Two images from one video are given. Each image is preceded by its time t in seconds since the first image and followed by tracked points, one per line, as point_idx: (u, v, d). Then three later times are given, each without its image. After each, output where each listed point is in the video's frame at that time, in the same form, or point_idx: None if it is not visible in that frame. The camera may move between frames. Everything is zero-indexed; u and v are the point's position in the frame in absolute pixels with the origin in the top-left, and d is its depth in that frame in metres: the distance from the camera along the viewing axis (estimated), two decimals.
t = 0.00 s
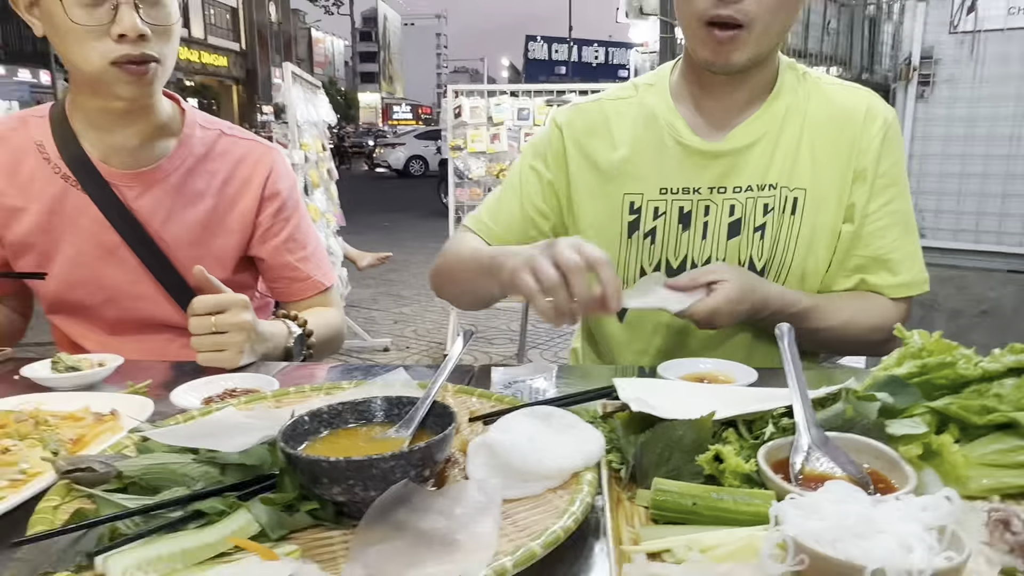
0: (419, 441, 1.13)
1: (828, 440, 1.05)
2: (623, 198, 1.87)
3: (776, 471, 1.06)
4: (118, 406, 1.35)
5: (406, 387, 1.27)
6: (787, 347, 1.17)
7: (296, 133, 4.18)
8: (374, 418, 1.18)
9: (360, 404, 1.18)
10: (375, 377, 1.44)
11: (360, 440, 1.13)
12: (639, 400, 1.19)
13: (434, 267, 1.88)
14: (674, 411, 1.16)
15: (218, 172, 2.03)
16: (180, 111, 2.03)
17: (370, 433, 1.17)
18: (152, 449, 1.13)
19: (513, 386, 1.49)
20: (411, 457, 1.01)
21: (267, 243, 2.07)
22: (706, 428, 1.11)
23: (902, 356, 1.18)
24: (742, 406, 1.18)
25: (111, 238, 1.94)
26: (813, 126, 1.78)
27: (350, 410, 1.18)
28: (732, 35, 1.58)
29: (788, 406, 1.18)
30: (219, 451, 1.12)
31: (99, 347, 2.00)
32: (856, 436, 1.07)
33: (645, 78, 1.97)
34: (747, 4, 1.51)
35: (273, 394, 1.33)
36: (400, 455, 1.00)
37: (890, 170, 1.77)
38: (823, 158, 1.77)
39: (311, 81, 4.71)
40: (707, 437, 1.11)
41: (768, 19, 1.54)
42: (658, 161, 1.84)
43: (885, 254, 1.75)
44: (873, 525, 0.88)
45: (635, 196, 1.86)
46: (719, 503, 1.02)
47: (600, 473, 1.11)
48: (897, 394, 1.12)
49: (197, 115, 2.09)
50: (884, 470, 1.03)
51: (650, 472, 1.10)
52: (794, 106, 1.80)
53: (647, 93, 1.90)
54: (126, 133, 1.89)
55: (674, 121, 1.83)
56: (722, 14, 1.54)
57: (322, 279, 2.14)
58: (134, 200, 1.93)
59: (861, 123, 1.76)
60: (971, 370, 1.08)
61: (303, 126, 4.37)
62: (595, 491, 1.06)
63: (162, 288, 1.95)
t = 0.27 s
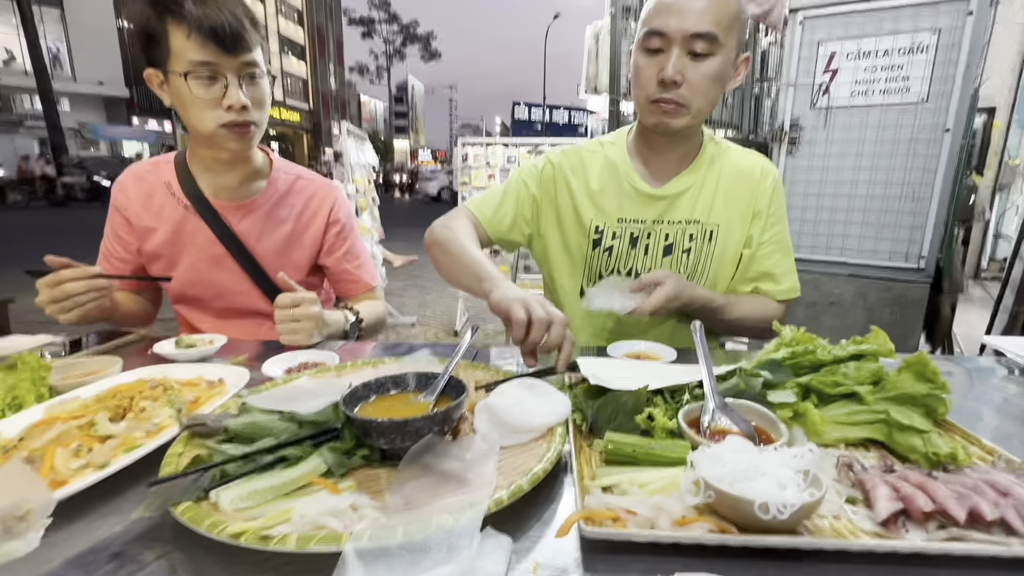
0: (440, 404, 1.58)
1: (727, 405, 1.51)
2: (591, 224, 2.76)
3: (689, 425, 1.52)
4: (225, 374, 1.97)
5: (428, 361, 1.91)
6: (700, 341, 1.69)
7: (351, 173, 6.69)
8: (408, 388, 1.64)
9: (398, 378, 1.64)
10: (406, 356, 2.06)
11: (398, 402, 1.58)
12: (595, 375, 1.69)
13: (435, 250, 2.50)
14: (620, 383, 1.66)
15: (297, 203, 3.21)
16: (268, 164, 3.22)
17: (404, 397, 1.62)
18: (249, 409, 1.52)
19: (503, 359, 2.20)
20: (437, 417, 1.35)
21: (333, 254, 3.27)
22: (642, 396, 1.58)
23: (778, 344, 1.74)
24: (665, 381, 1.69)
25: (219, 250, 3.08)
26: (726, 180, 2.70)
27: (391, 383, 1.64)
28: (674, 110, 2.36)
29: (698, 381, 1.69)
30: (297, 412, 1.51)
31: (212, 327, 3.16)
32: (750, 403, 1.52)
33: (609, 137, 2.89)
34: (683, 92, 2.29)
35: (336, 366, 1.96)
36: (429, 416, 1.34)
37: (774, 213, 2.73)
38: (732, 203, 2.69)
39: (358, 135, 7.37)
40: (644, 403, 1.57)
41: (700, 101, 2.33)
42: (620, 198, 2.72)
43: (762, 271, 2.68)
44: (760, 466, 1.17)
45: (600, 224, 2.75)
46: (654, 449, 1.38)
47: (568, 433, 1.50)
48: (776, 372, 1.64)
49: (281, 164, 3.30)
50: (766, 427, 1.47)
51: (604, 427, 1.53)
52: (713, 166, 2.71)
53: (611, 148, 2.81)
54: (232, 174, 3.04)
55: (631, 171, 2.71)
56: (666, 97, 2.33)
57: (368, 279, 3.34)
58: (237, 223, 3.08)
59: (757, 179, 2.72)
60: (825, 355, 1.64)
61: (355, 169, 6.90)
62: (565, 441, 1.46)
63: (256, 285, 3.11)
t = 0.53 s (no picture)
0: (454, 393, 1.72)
1: (717, 395, 1.65)
2: (588, 227, 2.92)
3: (682, 414, 1.66)
4: (255, 362, 2.14)
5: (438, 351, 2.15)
6: (692, 336, 1.84)
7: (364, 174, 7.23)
8: (425, 377, 1.79)
9: (415, 368, 1.79)
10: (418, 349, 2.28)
11: (415, 391, 1.72)
12: (596, 368, 1.84)
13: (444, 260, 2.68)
14: (619, 374, 1.81)
15: (320, 204, 3.37)
16: (293, 167, 3.38)
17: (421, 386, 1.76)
18: (279, 397, 1.64)
19: (508, 351, 2.44)
20: (452, 404, 1.49)
21: (351, 253, 3.45)
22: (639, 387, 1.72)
23: (764, 341, 1.88)
24: (660, 373, 1.84)
25: (247, 247, 3.24)
26: (711, 184, 2.83)
27: (408, 372, 1.78)
28: (663, 124, 2.51)
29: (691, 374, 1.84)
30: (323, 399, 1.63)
31: (239, 319, 3.33)
32: (738, 394, 1.66)
33: (605, 147, 3.07)
34: (671, 107, 2.45)
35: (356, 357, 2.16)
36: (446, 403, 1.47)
37: (758, 209, 2.82)
38: (716, 204, 2.82)
39: (372, 139, 7.87)
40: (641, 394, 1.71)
41: (687, 114, 2.49)
42: (614, 202, 2.88)
43: (749, 265, 2.74)
44: (746, 453, 1.28)
45: (597, 227, 2.90)
46: (650, 435, 1.51)
47: (570, 420, 1.64)
48: (761, 367, 1.78)
49: (305, 168, 3.46)
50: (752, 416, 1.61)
51: (604, 415, 1.67)
52: (699, 170, 2.86)
53: (607, 156, 2.97)
54: (260, 177, 3.19)
55: (624, 177, 2.86)
56: (656, 112, 2.48)
57: (384, 277, 3.52)
58: (265, 223, 3.23)
59: (740, 179, 2.84)
60: (805, 352, 1.78)
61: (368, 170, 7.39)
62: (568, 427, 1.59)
63: (281, 281, 3.28)
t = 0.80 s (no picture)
0: (432, 395, 1.67)
1: (700, 399, 1.61)
2: (571, 230, 2.93)
3: (665, 419, 1.62)
4: (231, 360, 2.08)
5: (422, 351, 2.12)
6: (677, 339, 1.80)
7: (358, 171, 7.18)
8: (402, 378, 1.74)
9: (392, 369, 1.74)
10: (403, 348, 2.23)
11: (392, 393, 1.67)
12: (579, 370, 1.80)
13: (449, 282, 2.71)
14: (602, 378, 1.77)
15: (309, 200, 3.32)
16: (282, 162, 3.32)
17: (398, 388, 1.71)
18: (251, 397, 1.59)
19: (495, 353, 2.40)
20: (428, 408, 1.44)
21: (338, 249, 3.40)
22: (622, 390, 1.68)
23: (751, 345, 1.83)
24: (644, 376, 1.80)
25: (231, 242, 3.17)
26: (694, 186, 2.79)
27: (385, 373, 1.73)
28: (638, 126, 2.47)
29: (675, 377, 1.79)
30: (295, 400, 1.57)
31: (224, 315, 3.28)
32: (722, 399, 1.63)
33: (589, 148, 3.06)
34: (646, 108, 2.40)
35: (336, 356, 2.11)
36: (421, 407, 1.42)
37: (746, 209, 2.76)
38: (699, 204, 2.77)
39: (367, 136, 7.81)
40: (623, 397, 1.67)
41: (661, 117, 2.43)
42: (596, 205, 2.88)
43: (736, 265, 2.66)
44: (728, 462, 1.25)
45: (580, 229, 2.91)
46: (630, 441, 1.46)
47: (550, 423, 1.59)
48: (747, 371, 1.73)
49: (295, 164, 3.40)
50: (736, 422, 1.57)
51: (585, 420, 1.62)
52: (682, 171, 2.81)
53: (590, 159, 2.97)
54: (247, 173, 3.13)
55: (604, 179, 2.86)
56: (632, 114, 2.43)
57: (372, 274, 3.46)
58: (250, 218, 3.16)
59: (725, 180, 2.79)
60: (792, 356, 1.74)
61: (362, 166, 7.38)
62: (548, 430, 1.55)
63: (265, 277, 3.22)
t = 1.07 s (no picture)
0: (433, 397, 1.56)
1: (721, 404, 1.51)
2: (575, 225, 2.81)
3: (684, 425, 1.51)
4: (220, 356, 1.97)
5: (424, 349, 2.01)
6: (695, 340, 1.70)
7: (357, 162, 7.05)
8: (401, 377, 1.63)
9: (391, 367, 1.63)
10: (402, 345, 2.13)
11: (390, 394, 1.56)
12: (591, 372, 1.69)
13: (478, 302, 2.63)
14: (615, 380, 1.66)
15: (304, 189, 3.20)
16: (276, 148, 3.19)
17: (397, 388, 1.60)
18: (239, 398, 1.48)
19: (499, 351, 2.29)
20: (429, 412, 1.33)
21: (335, 241, 3.28)
22: (637, 394, 1.57)
23: (772, 346, 1.72)
24: (660, 379, 1.68)
25: (224, 232, 3.05)
26: (706, 179, 2.65)
27: (383, 372, 1.62)
28: (640, 113, 2.36)
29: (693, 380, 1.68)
30: (287, 402, 1.46)
31: (217, 308, 3.18)
32: (743, 404, 1.52)
33: (595, 139, 2.93)
34: (650, 92, 2.28)
35: (331, 353, 2.00)
36: (422, 411, 1.31)
37: (763, 200, 2.60)
38: (710, 198, 2.65)
39: (367, 127, 7.67)
40: (638, 401, 1.56)
41: (664, 104, 2.31)
42: (600, 199, 2.76)
43: (755, 259, 2.51)
44: (759, 477, 1.14)
45: (584, 223, 2.79)
46: (647, 450, 1.35)
47: (560, 428, 1.49)
48: (769, 374, 1.62)
49: (290, 151, 3.28)
50: (760, 430, 1.47)
51: (597, 424, 1.51)
52: (693, 164, 2.67)
53: (596, 150, 2.85)
54: (239, 160, 3.01)
55: (610, 172, 2.73)
56: (633, 99, 2.32)
57: (370, 267, 3.34)
58: (243, 207, 3.04)
59: (739, 171, 2.65)
60: (818, 359, 1.62)
61: (362, 156, 7.24)
62: (558, 435, 1.44)
63: (259, 269, 3.10)
